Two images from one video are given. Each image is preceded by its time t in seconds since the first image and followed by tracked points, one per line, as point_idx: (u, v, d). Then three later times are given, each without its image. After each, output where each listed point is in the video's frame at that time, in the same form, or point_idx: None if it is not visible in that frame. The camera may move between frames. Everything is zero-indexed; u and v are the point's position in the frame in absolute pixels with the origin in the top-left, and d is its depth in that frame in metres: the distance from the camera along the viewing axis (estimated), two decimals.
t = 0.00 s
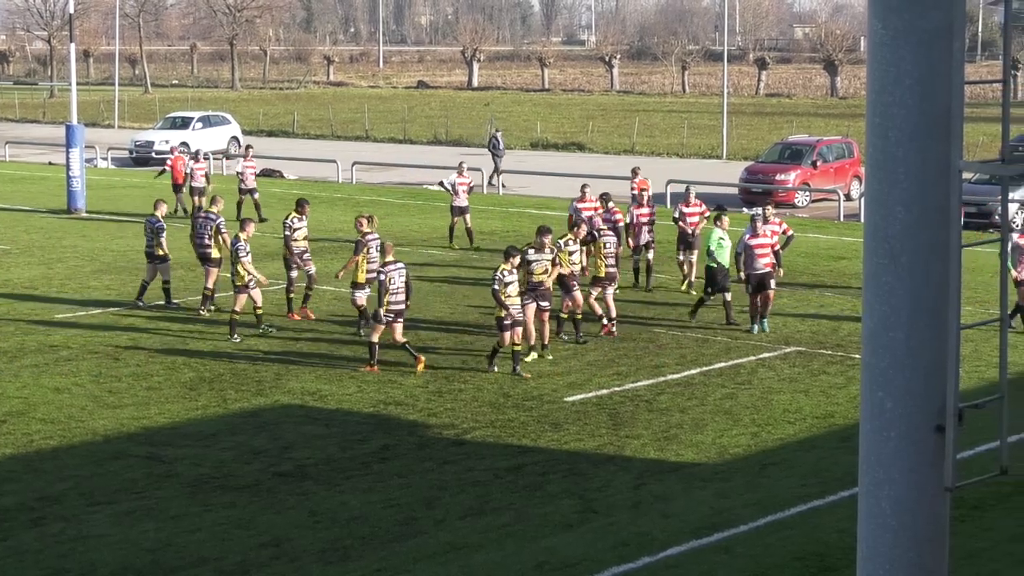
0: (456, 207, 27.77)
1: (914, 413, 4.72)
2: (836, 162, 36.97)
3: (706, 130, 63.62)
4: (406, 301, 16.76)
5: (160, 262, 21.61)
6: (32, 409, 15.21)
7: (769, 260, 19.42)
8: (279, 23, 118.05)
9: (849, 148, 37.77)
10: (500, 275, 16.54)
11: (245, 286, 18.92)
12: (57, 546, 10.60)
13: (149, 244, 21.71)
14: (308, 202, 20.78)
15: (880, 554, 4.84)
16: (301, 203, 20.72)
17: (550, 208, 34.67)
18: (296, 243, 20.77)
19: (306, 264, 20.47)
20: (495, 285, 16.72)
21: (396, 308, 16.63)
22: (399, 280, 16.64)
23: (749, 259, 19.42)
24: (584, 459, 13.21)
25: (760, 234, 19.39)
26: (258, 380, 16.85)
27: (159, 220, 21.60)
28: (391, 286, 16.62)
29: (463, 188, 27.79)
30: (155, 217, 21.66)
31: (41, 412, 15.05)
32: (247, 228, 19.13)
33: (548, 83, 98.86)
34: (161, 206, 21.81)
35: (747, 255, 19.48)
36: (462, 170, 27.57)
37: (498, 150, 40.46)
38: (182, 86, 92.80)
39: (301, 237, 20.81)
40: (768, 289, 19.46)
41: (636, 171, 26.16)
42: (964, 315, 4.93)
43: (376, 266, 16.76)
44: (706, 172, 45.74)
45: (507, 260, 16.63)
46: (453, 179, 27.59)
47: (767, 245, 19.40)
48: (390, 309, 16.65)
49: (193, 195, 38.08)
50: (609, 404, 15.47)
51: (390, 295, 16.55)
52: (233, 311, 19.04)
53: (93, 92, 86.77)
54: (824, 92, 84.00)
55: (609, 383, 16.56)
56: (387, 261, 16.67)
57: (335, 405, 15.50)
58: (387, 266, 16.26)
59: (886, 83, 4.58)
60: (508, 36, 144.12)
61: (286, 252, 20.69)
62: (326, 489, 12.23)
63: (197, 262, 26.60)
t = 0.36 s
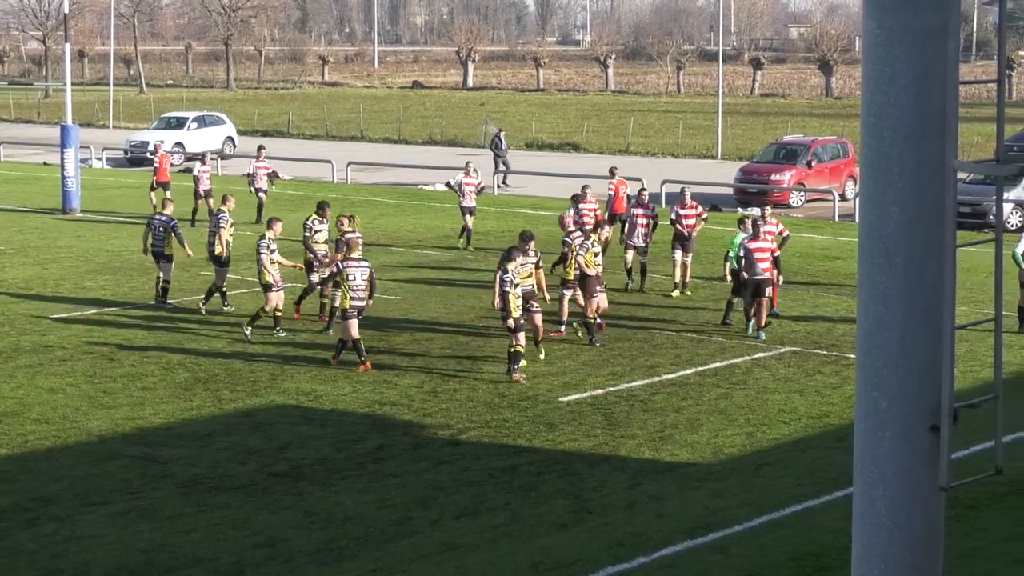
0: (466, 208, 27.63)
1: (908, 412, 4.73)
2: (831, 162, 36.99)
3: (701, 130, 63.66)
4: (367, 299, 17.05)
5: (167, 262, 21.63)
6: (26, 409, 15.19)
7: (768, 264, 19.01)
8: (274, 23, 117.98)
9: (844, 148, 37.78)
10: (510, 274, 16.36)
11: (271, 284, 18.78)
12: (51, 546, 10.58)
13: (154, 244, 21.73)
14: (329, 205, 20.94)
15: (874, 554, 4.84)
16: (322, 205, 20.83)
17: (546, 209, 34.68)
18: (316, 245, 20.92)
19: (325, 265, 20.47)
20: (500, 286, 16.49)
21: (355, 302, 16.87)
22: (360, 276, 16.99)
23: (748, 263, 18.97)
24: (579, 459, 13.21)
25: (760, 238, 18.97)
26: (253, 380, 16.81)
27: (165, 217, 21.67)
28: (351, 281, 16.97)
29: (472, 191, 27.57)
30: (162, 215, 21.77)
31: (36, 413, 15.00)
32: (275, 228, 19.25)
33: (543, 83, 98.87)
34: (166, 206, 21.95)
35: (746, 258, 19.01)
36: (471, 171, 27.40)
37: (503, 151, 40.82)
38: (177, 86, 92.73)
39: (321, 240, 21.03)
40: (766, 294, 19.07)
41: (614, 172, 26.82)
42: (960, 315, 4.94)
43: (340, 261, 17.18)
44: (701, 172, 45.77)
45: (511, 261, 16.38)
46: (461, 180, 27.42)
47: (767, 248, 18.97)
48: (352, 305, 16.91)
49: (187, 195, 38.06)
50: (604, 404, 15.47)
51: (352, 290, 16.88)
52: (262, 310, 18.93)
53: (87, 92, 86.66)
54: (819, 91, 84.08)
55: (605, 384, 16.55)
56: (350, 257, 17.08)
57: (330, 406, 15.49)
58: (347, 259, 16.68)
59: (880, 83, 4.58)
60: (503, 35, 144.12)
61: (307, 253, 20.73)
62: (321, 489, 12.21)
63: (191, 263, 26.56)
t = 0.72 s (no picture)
0: (470, 211, 27.60)
1: (900, 413, 4.73)
2: (823, 162, 37.04)
3: (693, 130, 63.73)
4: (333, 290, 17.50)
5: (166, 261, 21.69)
6: (19, 410, 15.16)
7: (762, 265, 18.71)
8: (266, 24, 117.99)
9: (836, 148, 37.83)
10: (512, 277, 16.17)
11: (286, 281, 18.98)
12: (42, 547, 10.55)
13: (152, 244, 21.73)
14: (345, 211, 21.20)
15: (867, 553, 4.84)
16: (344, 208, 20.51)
17: (538, 209, 34.69)
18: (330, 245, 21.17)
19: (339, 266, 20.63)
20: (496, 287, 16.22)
21: (322, 294, 17.29)
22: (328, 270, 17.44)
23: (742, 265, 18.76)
24: (572, 459, 13.21)
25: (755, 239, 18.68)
26: (246, 380, 16.79)
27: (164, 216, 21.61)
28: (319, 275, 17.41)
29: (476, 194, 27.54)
30: (160, 214, 21.70)
31: (28, 414, 14.97)
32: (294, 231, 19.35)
33: (536, 83, 98.97)
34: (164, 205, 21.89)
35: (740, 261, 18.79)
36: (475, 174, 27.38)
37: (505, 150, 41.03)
38: (169, 87, 92.67)
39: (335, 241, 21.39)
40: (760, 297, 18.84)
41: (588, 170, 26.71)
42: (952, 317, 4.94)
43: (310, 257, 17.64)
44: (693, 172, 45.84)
45: (507, 263, 16.19)
46: (466, 185, 27.38)
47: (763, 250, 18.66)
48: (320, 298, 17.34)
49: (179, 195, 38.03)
50: (596, 404, 15.47)
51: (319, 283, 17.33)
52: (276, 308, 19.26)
53: (79, 92, 86.57)
54: (811, 91, 84.24)
55: (597, 384, 16.55)
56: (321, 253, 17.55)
57: (323, 406, 15.48)
58: (318, 252, 17.11)
59: (872, 84, 4.59)
60: (495, 35, 144.21)
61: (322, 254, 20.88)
62: (313, 490, 12.20)
63: (184, 263, 26.54)
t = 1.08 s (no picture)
0: (471, 212, 27.60)
1: (891, 413, 4.73)
2: (814, 162, 37.09)
3: (684, 130, 63.79)
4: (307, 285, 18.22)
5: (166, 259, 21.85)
6: (9, 410, 15.12)
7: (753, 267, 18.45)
8: (257, 24, 117.88)
9: (827, 147, 37.89)
10: (494, 282, 15.84)
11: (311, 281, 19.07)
12: (33, 548, 10.51)
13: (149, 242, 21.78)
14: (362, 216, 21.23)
15: (857, 553, 4.85)
16: (353, 209, 20.10)
17: (530, 209, 34.70)
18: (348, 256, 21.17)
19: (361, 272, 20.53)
20: (480, 293, 15.80)
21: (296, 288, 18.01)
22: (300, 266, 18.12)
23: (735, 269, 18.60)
24: (563, 459, 13.21)
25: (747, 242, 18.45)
26: (237, 380, 16.76)
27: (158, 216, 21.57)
28: (292, 271, 18.08)
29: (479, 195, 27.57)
30: (154, 213, 21.58)
31: (19, 414, 14.92)
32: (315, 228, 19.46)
33: (527, 83, 99.02)
34: (159, 203, 21.78)
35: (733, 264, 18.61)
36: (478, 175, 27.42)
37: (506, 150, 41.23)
38: (161, 87, 92.53)
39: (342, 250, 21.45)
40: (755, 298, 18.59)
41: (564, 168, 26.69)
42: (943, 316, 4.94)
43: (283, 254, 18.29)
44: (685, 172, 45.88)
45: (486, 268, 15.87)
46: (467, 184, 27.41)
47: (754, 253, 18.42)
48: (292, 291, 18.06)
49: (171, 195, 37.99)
50: (587, 404, 15.47)
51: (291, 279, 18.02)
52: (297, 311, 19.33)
53: (71, 92, 86.38)
54: (802, 91, 84.39)
55: (589, 384, 16.55)
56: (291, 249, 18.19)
57: (314, 406, 15.46)
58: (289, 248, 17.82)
59: (863, 83, 4.59)
60: (487, 35, 144.28)
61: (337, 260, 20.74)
62: (304, 490, 12.18)
63: (175, 263, 26.48)
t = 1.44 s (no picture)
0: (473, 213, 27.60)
1: (882, 412, 4.74)
2: (806, 162, 37.13)
3: (676, 130, 63.83)
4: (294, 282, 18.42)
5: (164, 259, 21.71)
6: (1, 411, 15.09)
7: (748, 272, 18.37)
8: (249, 24, 117.77)
9: (818, 148, 37.94)
10: (475, 281, 15.83)
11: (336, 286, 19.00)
12: (24, 548, 10.48)
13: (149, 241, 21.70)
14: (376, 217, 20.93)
15: (849, 553, 4.85)
16: (371, 213, 19.95)
17: (521, 208, 34.71)
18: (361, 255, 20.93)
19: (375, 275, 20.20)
20: (462, 293, 15.75)
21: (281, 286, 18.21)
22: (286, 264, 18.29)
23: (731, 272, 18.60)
24: (555, 459, 13.20)
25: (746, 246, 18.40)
26: (229, 380, 16.74)
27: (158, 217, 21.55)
28: (280, 268, 18.25)
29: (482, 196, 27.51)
30: (154, 213, 21.56)
31: (10, 415, 14.88)
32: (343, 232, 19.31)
33: (519, 83, 99.08)
34: (159, 203, 21.80)
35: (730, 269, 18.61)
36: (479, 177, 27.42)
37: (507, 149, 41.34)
38: (152, 87, 92.40)
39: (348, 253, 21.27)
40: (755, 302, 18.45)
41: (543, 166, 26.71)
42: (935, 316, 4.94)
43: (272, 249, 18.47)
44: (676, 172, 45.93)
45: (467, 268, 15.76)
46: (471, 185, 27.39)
47: (752, 256, 18.33)
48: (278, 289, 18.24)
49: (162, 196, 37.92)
50: (579, 404, 15.47)
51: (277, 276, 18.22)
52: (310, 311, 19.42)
53: (62, 92, 86.22)
54: (794, 91, 84.53)
55: (581, 384, 16.55)
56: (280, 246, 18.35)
57: (306, 406, 15.44)
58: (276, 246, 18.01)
59: (854, 84, 4.59)
60: (479, 35, 144.37)
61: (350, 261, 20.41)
62: (296, 490, 12.17)
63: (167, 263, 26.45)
